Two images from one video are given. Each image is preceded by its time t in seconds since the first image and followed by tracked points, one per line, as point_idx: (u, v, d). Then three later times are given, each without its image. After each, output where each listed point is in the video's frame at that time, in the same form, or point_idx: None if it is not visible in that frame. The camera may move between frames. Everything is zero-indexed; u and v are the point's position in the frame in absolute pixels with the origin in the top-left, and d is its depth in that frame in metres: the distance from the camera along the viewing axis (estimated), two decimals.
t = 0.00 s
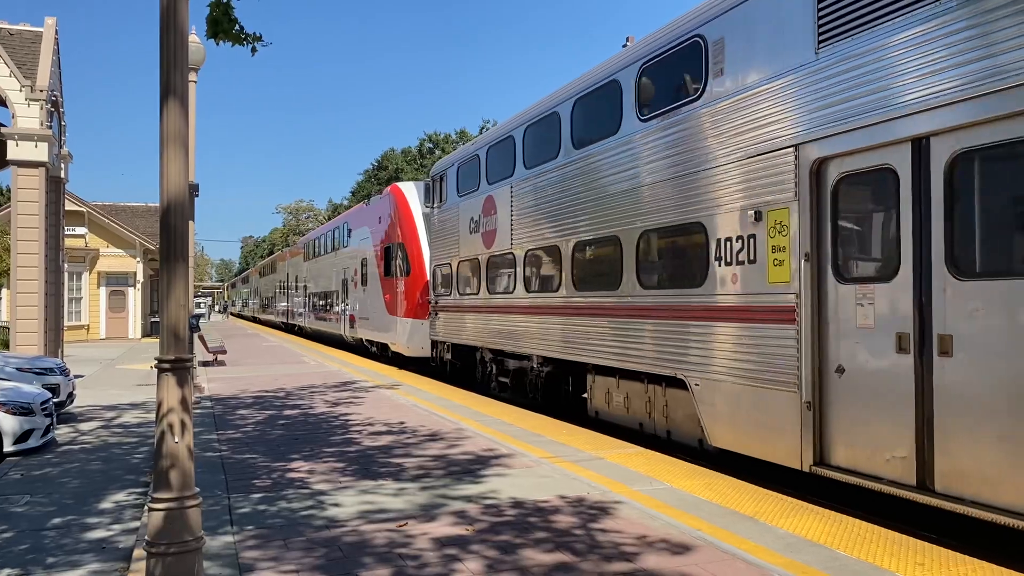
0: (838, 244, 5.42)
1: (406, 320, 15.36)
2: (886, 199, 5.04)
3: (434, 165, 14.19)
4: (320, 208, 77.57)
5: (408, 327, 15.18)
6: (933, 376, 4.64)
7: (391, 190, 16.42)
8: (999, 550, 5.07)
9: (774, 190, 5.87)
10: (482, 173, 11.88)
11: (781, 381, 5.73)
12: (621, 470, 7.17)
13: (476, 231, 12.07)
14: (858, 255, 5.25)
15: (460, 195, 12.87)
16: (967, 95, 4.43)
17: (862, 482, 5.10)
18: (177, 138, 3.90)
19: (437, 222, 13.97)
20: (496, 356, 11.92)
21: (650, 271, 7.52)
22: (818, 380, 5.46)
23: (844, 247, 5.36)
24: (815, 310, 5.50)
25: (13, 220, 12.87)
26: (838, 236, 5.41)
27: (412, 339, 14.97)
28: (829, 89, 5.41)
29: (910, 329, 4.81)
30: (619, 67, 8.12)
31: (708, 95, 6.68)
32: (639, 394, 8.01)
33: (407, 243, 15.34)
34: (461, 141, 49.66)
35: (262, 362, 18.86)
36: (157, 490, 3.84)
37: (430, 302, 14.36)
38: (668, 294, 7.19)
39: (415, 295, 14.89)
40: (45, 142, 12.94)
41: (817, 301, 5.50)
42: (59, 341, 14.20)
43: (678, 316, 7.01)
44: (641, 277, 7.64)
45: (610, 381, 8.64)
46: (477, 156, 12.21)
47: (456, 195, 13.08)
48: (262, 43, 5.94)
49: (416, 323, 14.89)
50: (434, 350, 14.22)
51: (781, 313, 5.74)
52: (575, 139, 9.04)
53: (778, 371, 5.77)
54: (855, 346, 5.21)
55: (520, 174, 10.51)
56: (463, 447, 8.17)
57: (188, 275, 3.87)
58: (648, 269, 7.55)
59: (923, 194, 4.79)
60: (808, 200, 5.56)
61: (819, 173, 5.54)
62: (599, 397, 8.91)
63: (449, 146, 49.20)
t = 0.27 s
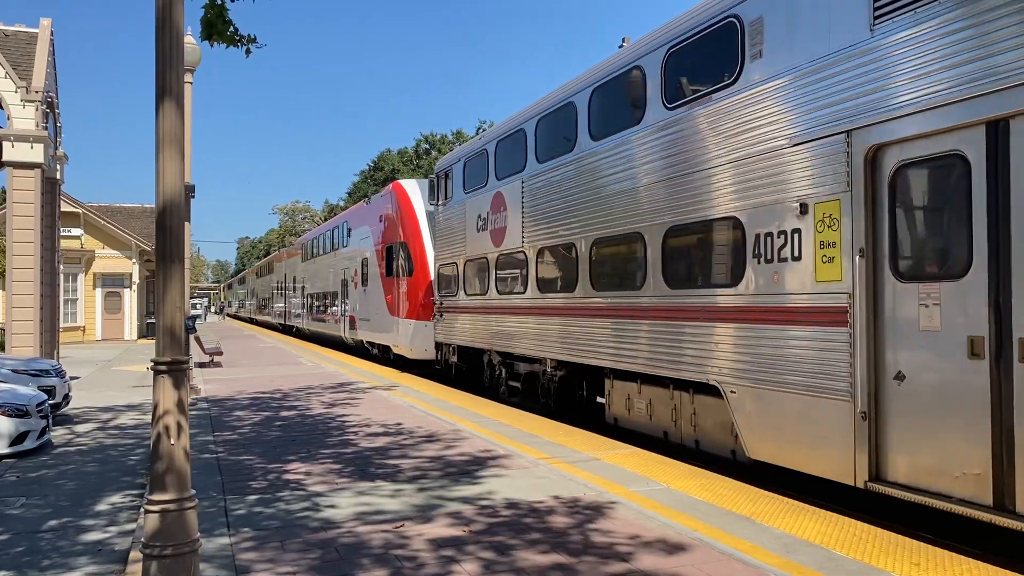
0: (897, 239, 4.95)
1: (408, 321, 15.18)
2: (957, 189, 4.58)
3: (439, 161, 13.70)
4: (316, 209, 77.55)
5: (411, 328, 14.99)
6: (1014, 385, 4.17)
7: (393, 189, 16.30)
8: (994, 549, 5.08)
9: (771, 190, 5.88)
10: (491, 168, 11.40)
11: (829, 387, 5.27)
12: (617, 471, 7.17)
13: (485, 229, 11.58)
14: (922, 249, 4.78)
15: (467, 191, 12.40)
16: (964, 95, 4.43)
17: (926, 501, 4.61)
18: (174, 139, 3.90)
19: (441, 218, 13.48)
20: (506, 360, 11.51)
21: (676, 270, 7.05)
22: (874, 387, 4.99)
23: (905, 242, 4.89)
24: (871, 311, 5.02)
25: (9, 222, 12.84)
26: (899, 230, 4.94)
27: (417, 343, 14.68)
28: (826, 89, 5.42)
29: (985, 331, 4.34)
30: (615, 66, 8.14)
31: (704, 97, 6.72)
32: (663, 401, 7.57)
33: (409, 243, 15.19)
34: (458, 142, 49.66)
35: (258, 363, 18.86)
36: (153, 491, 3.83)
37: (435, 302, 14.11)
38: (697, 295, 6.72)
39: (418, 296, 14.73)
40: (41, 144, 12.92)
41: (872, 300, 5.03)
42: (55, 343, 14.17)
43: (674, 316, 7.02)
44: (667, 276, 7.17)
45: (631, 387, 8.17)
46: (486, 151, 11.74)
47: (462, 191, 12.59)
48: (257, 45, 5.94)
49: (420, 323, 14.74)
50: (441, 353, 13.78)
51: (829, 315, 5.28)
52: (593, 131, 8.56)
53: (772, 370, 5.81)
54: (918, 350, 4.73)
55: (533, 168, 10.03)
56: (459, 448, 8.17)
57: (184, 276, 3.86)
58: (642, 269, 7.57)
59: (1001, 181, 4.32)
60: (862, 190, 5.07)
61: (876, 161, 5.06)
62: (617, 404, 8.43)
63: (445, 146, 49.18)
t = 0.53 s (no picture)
0: (969, 232, 4.46)
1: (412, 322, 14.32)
2: None
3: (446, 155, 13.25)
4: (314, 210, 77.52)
5: (415, 330, 14.13)
6: None
7: (396, 185, 15.59)
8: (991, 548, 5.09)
9: (768, 190, 5.88)
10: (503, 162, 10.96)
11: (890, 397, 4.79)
12: (615, 471, 7.17)
13: (496, 226, 11.13)
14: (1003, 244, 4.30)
15: (477, 186, 11.96)
16: (962, 95, 4.43)
17: (1005, 523, 4.15)
18: (170, 140, 3.89)
19: (451, 217, 12.99)
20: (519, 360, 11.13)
21: (711, 269, 6.55)
22: (945, 396, 4.48)
23: (985, 235, 4.39)
24: (944, 312, 4.51)
25: (6, 223, 12.82)
26: (975, 222, 4.45)
27: (421, 345, 13.87)
28: (822, 90, 5.43)
29: None
30: (613, 66, 8.15)
31: (700, 98, 6.73)
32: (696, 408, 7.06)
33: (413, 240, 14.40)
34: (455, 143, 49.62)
35: (256, 364, 18.84)
36: (150, 493, 3.82)
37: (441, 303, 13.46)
38: (736, 297, 6.21)
39: (423, 296, 13.90)
40: (38, 145, 12.91)
41: (941, 301, 4.52)
42: (53, 344, 14.15)
43: (672, 317, 7.03)
44: (702, 276, 6.66)
45: (660, 394, 7.68)
46: (497, 145, 11.28)
47: (471, 186, 12.14)
48: (252, 46, 5.94)
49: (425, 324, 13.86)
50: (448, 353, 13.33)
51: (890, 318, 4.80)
52: (613, 122, 8.09)
53: (771, 369, 5.81)
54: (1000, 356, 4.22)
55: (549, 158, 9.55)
56: (457, 448, 8.17)
57: (181, 278, 3.86)
58: (639, 269, 7.58)
59: None
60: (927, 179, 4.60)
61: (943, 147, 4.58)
62: (645, 412, 7.96)
63: (443, 147, 49.15)
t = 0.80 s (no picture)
0: None
1: (419, 324, 13.96)
2: None
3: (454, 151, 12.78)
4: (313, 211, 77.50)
5: (422, 332, 13.77)
6: None
7: (401, 183, 15.24)
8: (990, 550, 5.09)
9: (767, 191, 5.89)
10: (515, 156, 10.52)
11: (926, 403, 4.56)
12: (614, 472, 7.17)
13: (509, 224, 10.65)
14: None
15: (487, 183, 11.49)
16: (960, 96, 4.43)
17: None
18: (168, 141, 3.89)
19: (459, 215, 12.52)
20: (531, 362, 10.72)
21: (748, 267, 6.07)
22: None
23: None
24: None
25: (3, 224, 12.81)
26: None
27: (428, 347, 13.52)
28: (819, 91, 5.44)
29: None
30: (611, 67, 8.15)
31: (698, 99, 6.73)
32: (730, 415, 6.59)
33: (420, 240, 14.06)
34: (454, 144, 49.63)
35: (255, 365, 18.83)
36: (148, 494, 3.82)
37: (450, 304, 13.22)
38: (778, 297, 5.73)
39: (431, 297, 13.56)
40: (36, 146, 12.91)
41: None
42: (51, 346, 14.14)
43: (670, 318, 7.03)
44: (739, 273, 6.16)
45: (689, 401, 7.14)
46: (509, 138, 10.84)
47: (482, 182, 11.67)
48: (250, 47, 5.94)
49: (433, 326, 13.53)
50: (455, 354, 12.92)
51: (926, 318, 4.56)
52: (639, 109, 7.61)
53: (770, 370, 5.81)
54: None
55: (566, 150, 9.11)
56: (455, 450, 8.16)
57: (179, 279, 3.86)
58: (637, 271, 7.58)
59: None
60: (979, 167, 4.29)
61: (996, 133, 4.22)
62: (670, 420, 7.43)
63: (442, 148, 49.14)
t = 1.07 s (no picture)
0: None
1: (424, 325, 13.53)
2: None
3: (465, 145, 12.32)
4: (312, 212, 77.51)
5: (428, 333, 13.34)
6: None
7: (407, 180, 14.82)
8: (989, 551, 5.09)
9: (766, 192, 5.89)
10: (531, 149, 10.07)
11: (926, 404, 4.56)
12: (613, 474, 7.17)
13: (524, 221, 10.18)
14: None
15: (499, 178, 11.05)
16: (961, 96, 4.43)
17: None
18: (166, 143, 3.89)
19: (469, 213, 12.10)
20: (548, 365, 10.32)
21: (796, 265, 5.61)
22: None
23: None
24: None
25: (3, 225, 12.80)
26: None
27: (435, 350, 13.12)
28: (819, 92, 5.44)
29: None
30: (613, 67, 8.12)
31: (699, 99, 6.72)
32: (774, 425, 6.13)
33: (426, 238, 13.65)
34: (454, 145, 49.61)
35: (254, 366, 18.80)
36: (148, 497, 3.81)
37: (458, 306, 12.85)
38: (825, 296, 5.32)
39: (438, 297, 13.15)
40: (35, 147, 12.91)
41: None
42: (50, 347, 14.12)
43: (669, 319, 7.03)
44: (788, 271, 5.68)
45: (726, 409, 6.71)
46: (524, 131, 10.38)
47: (494, 177, 11.21)
48: (250, 48, 5.93)
49: (440, 327, 13.11)
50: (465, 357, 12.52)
51: (920, 319, 4.61)
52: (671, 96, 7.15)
53: (770, 371, 5.80)
54: None
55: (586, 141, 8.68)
56: (455, 451, 8.16)
57: (178, 281, 3.86)
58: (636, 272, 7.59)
59: None
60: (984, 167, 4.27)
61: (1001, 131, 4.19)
62: (704, 429, 7.00)
63: (442, 149, 49.12)
